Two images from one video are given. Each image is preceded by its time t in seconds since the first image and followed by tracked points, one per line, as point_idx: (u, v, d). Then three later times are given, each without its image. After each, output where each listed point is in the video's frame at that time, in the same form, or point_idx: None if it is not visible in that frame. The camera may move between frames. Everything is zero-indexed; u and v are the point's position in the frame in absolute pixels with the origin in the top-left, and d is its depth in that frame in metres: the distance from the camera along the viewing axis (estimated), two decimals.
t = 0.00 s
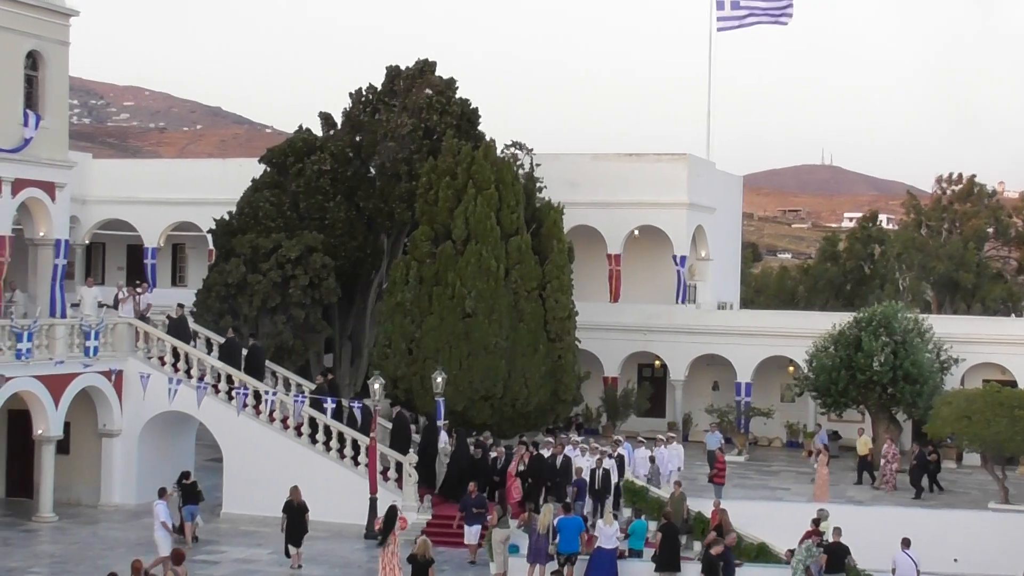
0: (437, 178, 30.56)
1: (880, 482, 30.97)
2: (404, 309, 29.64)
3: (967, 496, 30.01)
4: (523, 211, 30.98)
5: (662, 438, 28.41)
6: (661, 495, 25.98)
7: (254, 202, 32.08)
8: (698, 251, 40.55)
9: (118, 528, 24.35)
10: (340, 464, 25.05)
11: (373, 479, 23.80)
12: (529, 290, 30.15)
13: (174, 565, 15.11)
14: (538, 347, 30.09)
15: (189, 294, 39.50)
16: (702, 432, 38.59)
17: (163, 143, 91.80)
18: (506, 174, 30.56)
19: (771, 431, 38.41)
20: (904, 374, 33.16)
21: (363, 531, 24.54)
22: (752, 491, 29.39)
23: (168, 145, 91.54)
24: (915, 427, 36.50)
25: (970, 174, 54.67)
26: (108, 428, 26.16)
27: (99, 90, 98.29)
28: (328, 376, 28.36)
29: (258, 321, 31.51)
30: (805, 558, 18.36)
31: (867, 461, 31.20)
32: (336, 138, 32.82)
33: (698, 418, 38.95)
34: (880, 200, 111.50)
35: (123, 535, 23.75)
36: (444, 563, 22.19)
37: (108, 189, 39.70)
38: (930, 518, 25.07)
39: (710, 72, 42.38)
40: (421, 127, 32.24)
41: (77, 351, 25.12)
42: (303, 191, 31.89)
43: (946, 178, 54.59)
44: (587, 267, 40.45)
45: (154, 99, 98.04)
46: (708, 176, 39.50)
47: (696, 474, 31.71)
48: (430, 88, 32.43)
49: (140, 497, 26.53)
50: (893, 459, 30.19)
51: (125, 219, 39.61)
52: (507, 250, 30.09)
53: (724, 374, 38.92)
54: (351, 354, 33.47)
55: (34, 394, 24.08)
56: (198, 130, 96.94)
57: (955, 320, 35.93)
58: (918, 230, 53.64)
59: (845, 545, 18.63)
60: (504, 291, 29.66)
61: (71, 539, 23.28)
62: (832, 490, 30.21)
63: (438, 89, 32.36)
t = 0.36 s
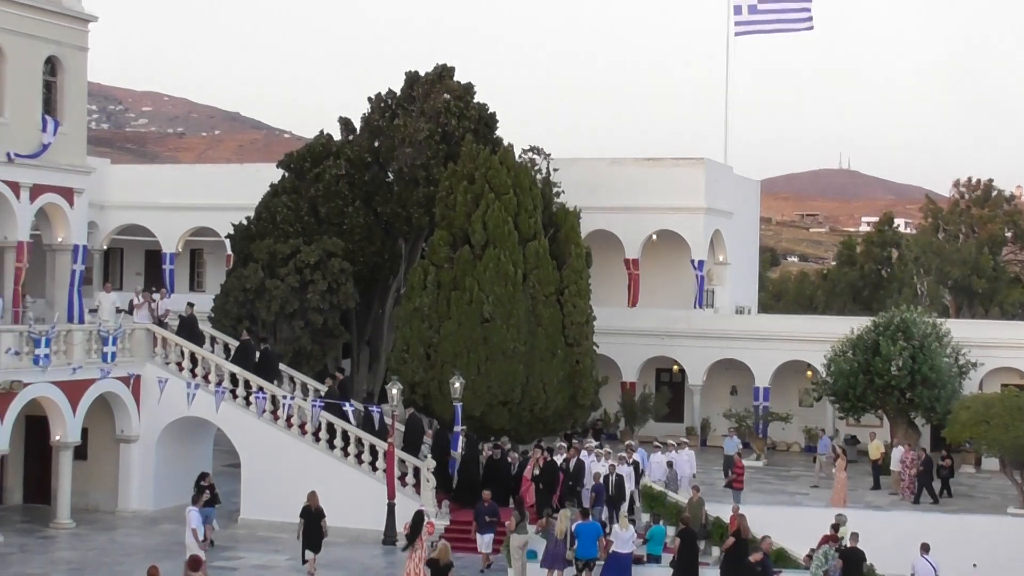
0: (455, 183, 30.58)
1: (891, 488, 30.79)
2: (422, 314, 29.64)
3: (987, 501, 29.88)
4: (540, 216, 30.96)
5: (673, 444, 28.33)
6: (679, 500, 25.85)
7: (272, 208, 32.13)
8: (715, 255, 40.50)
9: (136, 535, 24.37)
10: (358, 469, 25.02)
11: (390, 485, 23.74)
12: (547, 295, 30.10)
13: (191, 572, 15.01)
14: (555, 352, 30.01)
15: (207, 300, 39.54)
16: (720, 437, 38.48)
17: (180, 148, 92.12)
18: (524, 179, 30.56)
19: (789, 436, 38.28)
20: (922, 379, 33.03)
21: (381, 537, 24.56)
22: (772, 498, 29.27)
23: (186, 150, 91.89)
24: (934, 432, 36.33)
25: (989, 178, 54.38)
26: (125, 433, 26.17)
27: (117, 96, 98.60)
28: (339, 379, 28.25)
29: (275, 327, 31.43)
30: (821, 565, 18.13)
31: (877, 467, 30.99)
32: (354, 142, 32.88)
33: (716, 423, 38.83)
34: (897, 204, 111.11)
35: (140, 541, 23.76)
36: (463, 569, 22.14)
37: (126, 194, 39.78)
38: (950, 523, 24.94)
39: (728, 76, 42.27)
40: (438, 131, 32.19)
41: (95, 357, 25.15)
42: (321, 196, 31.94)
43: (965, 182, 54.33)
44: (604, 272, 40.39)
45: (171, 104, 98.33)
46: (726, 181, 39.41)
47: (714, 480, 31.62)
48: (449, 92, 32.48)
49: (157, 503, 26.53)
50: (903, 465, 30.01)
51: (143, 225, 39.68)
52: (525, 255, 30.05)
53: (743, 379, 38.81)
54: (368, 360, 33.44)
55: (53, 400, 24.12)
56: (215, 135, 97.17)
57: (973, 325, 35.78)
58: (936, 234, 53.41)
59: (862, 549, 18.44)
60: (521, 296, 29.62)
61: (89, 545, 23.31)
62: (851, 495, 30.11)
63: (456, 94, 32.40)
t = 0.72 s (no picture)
0: (473, 195, 30.56)
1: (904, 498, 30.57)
2: (441, 327, 29.64)
3: (1008, 511, 29.72)
4: (558, 227, 30.90)
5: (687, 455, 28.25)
6: (699, 511, 25.75)
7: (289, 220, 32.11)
8: (733, 266, 40.42)
9: (155, 548, 24.39)
10: (376, 482, 25.00)
11: (409, 497, 23.70)
12: (565, 307, 30.07)
13: None
14: (573, 364, 29.95)
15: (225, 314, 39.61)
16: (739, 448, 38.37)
17: (197, 163, 92.49)
18: (541, 192, 30.54)
19: (808, 447, 38.15)
20: (942, 388, 32.90)
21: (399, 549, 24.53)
22: (790, 509, 29.17)
23: (203, 164, 92.25)
24: (954, 442, 36.18)
25: (1007, 187, 54.16)
26: (144, 447, 26.21)
27: (134, 111, 99.01)
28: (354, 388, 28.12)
29: (294, 340, 31.57)
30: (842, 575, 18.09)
31: (891, 477, 30.78)
32: (372, 156, 33.03)
33: (735, 434, 38.73)
34: (914, 214, 110.79)
35: (160, 554, 23.78)
36: None
37: (144, 209, 39.91)
38: (972, 533, 24.81)
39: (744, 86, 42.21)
40: (455, 144, 32.18)
41: (114, 371, 25.19)
42: (340, 209, 31.94)
43: (983, 191, 54.12)
44: (621, 283, 40.35)
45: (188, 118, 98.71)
46: (742, 192, 39.37)
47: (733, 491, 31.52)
48: (466, 105, 32.48)
49: (176, 516, 26.56)
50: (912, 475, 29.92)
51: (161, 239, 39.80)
52: (542, 267, 30.06)
53: (761, 389, 38.71)
54: (387, 372, 33.51)
55: (72, 414, 24.18)
56: (232, 149, 97.50)
57: (993, 334, 35.63)
58: (955, 243, 53.20)
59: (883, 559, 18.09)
60: (539, 307, 29.63)
61: (109, 558, 23.34)
62: (871, 506, 29.98)
63: (473, 106, 32.40)
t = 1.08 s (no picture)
0: (494, 200, 30.55)
1: (927, 499, 30.35)
2: (464, 332, 29.68)
3: None
4: (580, 231, 30.85)
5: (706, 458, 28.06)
6: (724, 514, 25.65)
7: (313, 227, 32.21)
8: (756, 267, 40.29)
9: (181, 555, 24.43)
10: (401, 487, 25.01)
11: (434, 503, 23.70)
12: (588, 310, 30.00)
13: None
14: (598, 368, 29.85)
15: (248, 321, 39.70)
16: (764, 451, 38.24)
17: (219, 170, 92.77)
18: (563, 196, 30.51)
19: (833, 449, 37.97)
20: (968, 388, 32.73)
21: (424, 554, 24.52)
22: (816, 511, 29.05)
23: (225, 171, 92.54)
24: (981, 443, 35.96)
25: None
26: (170, 454, 26.29)
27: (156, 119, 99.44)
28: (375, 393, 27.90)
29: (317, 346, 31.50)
30: None
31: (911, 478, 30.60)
32: (393, 161, 33.09)
33: (760, 436, 38.59)
34: (938, 213, 110.29)
35: (186, 562, 23.82)
36: None
37: (167, 217, 40.04)
38: (1000, 533, 24.63)
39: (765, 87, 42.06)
40: (477, 149, 32.17)
41: (139, 379, 25.25)
42: (362, 216, 32.06)
43: (1007, 190, 53.82)
44: (644, 286, 40.28)
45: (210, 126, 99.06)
46: (765, 193, 39.25)
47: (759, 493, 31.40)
48: (487, 109, 32.59)
49: (202, 524, 26.63)
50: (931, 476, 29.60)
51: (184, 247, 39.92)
52: (565, 270, 30.01)
53: (786, 391, 38.57)
54: (411, 377, 33.54)
55: (97, 422, 24.25)
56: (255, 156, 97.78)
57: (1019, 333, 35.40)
58: (980, 243, 52.91)
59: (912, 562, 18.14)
60: (563, 310, 29.61)
61: (136, 566, 23.40)
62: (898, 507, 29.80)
63: (494, 111, 32.50)
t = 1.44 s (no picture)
0: (509, 211, 30.55)
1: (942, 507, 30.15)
2: (480, 343, 29.70)
3: None
4: (595, 241, 30.84)
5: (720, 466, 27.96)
6: (743, 522, 25.56)
7: (328, 241, 32.33)
8: (772, 275, 40.23)
9: (200, 571, 24.43)
10: (419, 500, 25.00)
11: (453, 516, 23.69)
12: (604, 320, 29.91)
13: None
14: (615, 378, 29.76)
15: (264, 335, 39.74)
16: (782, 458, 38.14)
17: (233, 186, 93.01)
18: (577, 206, 30.52)
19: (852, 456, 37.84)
20: (985, 394, 32.57)
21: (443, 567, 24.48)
22: (835, 518, 28.94)
23: (239, 186, 92.74)
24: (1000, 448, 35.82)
25: None
26: (188, 469, 26.30)
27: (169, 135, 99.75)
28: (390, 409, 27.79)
29: (334, 359, 31.43)
30: None
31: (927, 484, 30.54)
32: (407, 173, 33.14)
33: (778, 444, 38.49)
34: (952, 218, 110.01)
35: None
36: None
37: (182, 232, 40.13)
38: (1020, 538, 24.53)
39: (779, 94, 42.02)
40: (491, 160, 32.22)
41: (156, 395, 25.28)
42: (377, 227, 32.18)
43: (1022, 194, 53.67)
44: (660, 295, 40.24)
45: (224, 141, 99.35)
46: (779, 201, 39.19)
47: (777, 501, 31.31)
48: (501, 121, 32.43)
49: (221, 539, 26.61)
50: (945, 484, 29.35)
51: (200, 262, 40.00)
52: (580, 280, 30.01)
53: (803, 399, 38.47)
54: (428, 388, 33.37)
55: (115, 439, 24.29)
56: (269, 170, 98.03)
57: None
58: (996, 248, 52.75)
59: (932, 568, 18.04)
60: (580, 320, 29.58)
61: None
62: (918, 514, 29.67)
63: (509, 122, 32.31)
